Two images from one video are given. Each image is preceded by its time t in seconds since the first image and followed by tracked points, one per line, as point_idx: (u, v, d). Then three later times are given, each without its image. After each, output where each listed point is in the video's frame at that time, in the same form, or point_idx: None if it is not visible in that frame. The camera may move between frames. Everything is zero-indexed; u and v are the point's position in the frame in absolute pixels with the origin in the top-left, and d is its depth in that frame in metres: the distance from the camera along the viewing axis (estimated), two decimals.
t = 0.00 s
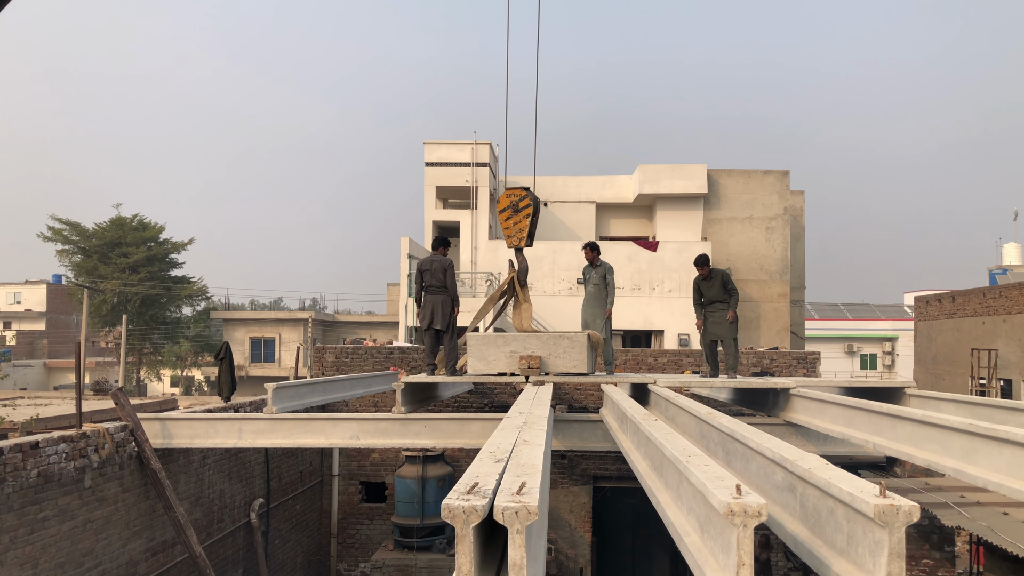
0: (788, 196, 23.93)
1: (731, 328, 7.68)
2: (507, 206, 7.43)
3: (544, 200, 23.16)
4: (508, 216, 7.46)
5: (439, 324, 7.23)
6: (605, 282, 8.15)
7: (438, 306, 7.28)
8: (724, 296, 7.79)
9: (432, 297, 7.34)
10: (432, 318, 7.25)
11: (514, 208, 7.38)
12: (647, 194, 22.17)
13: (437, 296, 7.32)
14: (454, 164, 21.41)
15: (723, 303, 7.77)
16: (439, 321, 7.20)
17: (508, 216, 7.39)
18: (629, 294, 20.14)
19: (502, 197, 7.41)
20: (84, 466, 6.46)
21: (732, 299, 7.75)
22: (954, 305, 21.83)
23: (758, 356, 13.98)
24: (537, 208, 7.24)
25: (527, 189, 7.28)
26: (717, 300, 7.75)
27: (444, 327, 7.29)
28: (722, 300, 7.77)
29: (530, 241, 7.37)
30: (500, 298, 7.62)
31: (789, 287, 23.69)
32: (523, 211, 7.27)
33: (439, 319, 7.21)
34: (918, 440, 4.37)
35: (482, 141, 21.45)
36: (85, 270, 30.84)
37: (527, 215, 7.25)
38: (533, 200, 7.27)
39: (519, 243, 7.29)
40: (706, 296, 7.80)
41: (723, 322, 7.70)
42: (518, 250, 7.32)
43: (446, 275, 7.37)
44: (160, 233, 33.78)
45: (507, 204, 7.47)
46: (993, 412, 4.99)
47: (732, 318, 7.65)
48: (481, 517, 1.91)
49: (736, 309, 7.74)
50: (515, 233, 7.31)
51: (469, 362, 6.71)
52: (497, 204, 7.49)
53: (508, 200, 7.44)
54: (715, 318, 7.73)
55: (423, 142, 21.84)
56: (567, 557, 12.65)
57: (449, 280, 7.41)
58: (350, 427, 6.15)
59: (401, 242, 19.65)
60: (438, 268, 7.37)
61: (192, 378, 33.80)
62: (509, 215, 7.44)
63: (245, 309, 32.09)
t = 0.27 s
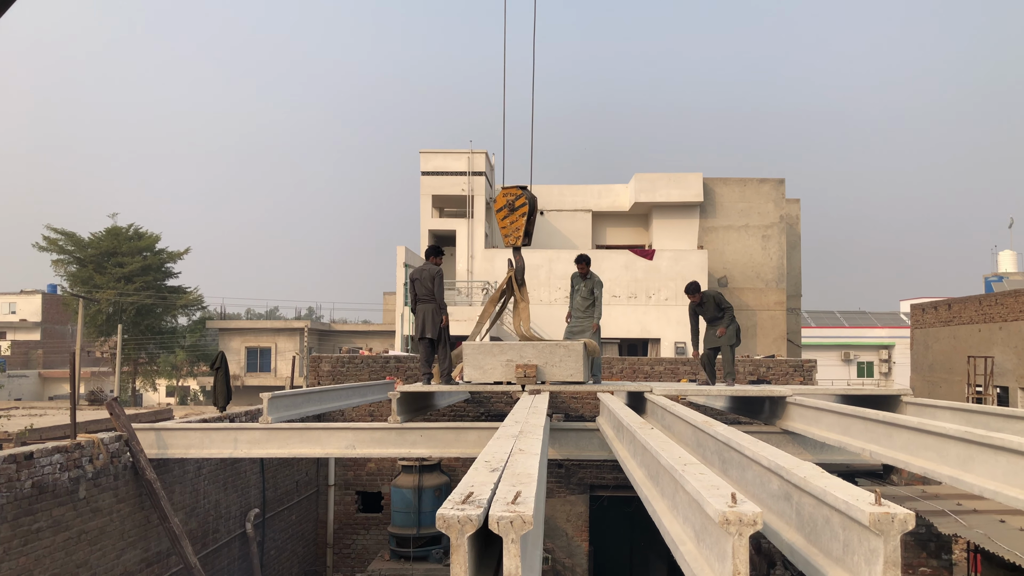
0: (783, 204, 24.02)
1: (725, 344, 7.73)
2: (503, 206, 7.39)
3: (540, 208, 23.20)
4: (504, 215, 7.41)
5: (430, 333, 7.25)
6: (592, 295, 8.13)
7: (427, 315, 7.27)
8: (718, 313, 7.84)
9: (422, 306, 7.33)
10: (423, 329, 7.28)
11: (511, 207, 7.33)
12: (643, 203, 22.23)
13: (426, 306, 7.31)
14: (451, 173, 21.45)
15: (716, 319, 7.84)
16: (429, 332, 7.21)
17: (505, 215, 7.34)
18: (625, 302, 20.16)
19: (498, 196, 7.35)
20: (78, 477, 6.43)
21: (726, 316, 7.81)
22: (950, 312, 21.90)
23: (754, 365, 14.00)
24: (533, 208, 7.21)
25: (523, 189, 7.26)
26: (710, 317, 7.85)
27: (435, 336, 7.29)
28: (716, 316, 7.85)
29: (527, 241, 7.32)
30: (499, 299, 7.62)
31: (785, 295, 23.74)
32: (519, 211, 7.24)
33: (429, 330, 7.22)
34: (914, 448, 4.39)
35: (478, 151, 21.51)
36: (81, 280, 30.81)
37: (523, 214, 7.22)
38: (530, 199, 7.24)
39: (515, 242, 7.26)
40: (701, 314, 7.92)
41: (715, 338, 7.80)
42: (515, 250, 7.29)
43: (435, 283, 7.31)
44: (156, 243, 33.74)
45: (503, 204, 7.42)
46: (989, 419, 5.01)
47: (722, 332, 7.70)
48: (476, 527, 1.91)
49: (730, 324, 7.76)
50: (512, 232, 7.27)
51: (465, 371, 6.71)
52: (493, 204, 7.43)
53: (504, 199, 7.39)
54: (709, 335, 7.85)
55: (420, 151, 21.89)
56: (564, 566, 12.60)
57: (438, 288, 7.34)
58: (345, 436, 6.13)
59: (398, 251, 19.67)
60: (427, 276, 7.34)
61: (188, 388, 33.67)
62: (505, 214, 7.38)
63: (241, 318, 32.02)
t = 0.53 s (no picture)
0: (782, 201, 24.02)
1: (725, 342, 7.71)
2: (506, 194, 7.34)
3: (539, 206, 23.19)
4: (508, 204, 7.36)
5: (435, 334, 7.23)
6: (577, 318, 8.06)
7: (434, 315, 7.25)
8: (716, 312, 7.84)
9: (427, 305, 7.32)
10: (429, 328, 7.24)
11: (514, 196, 7.28)
12: (641, 201, 22.23)
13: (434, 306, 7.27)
14: (449, 171, 21.44)
15: (715, 318, 7.85)
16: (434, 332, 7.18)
17: (508, 204, 7.29)
18: (624, 300, 20.17)
19: (501, 184, 7.30)
20: (77, 478, 6.43)
21: (724, 315, 7.82)
22: (949, 308, 21.91)
23: (754, 362, 14.00)
24: (537, 195, 7.17)
25: (526, 176, 7.22)
26: (709, 317, 7.84)
27: (439, 336, 7.29)
28: (714, 315, 7.86)
29: (531, 230, 7.27)
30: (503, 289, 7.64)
31: (784, 292, 23.75)
32: (523, 199, 7.19)
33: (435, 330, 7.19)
34: (914, 444, 4.39)
35: (476, 149, 21.49)
36: (80, 281, 30.79)
37: (527, 202, 7.17)
38: (533, 187, 7.18)
39: (519, 231, 7.21)
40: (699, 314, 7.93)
41: (714, 338, 7.79)
42: (519, 239, 7.25)
43: (441, 284, 7.29)
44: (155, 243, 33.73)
45: (506, 191, 7.37)
46: (989, 415, 5.01)
47: (723, 331, 7.70)
48: (475, 525, 1.91)
49: (729, 323, 7.74)
50: (515, 221, 7.22)
51: (464, 370, 6.70)
52: (497, 192, 7.39)
53: (507, 187, 7.35)
54: (707, 334, 7.85)
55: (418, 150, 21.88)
56: (565, 564, 12.61)
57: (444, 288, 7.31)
58: (345, 436, 6.13)
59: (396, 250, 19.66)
60: (433, 276, 7.30)
61: (187, 389, 33.67)
62: (509, 202, 7.34)
63: (240, 319, 32.01)
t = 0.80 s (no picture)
0: (779, 202, 24.05)
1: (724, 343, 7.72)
2: (510, 184, 7.33)
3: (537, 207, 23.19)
4: (511, 194, 7.36)
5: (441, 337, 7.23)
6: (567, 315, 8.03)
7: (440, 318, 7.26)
8: (715, 314, 7.87)
9: (436, 306, 7.30)
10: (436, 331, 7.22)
11: (518, 186, 7.28)
12: (639, 202, 22.25)
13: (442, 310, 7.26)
14: (447, 173, 21.44)
15: (713, 319, 7.87)
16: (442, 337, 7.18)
17: (512, 195, 7.29)
18: (622, 301, 20.18)
19: (504, 175, 7.31)
20: (75, 480, 6.42)
21: (723, 317, 7.85)
22: (947, 309, 21.95)
23: (752, 363, 14.01)
24: (540, 186, 7.16)
25: (530, 167, 7.22)
26: (708, 318, 7.86)
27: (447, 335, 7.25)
28: (714, 317, 7.89)
29: (534, 221, 7.26)
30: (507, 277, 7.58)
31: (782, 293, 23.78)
32: (527, 190, 7.19)
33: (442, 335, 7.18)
34: (912, 444, 4.40)
35: (474, 150, 21.49)
36: (77, 282, 30.73)
37: (531, 192, 7.15)
38: (537, 178, 7.17)
39: (522, 222, 7.19)
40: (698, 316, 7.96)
41: (712, 339, 7.79)
42: (522, 229, 7.23)
43: (451, 286, 7.25)
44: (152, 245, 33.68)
45: (510, 182, 7.37)
46: (987, 415, 5.02)
47: (723, 331, 7.71)
48: (474, 527, 1.91)
49: (728, 324, 7.76)
50: (519, 211, 7.21)
51: (462, 371, 6.70)
52: (500, 183, 7.40)
53: (511, 178, 7.35)
54: (707, 336, 7.85)
55: (416, 151, 21.87)
56: (564, 566, 12.60)
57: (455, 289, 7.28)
58: (343, 437, 6.12)
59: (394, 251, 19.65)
60: (444, 277, 7.28)
61: (185, 391, 33.61)
62: (512, 193, 7.34)
63: (238, 320, 31.97)
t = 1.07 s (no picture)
0: (776, 202, 24.10)
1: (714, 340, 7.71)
2: (509, 175, 7.33)
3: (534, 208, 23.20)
4: (510, 185, 7.35)
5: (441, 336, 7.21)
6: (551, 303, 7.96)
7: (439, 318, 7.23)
8: (709, 309, 7.87)
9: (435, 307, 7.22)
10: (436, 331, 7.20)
11: (517, 177, 7.28)
12: (636, 203, 22.27)
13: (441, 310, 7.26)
14: (444, 174, 21.44)
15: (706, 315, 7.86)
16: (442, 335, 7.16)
17: (511, 185, 7.29)
18: (619, 302, 20.19)
19: (504, 166, 7.30)
20: (72, 482, 6.41)
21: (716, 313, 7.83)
22: (943, 308, 22.01)
23: (748, 363, 14.03)
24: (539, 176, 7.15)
25: (529, 158, 7.21)
26: (701, 313, 7.85)
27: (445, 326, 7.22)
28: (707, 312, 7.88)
29: (534, 211, 7.25)
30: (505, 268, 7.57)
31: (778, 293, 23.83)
32: (526, 180, 7.18)
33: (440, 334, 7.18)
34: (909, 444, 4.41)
35: (471, 151, 21.48)
36: (74, 284, 30.65)
37: (530, 182, 7.14)
38: (536, 168, 7.16)
39: (522, 213, 7.18)
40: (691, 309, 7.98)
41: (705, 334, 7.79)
42: (522, 220, 7.22)
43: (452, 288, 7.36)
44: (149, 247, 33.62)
45: (509, 172, 7.36)
46: (983, 415, 5.04)
47: (714, 328, 7.70)
48: (472, 529, 1.91)
49: (719, 321, 7.74)
50: (519, 202, 7.21)
51: (460, 373, 6.70)
52: (499, 174, 7.40)
53: (510, 169, 7.34)
54: (699, 330, 7.86)
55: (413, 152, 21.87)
56: (561, 567, 12.62)
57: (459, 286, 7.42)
58: (340, 439, 6.12)
59: (391, 253, 19.65)
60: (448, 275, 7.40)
61: (182, 393, 33.54)
62: (511, 184, 7.34)
63: (234, 322, 31.93)
